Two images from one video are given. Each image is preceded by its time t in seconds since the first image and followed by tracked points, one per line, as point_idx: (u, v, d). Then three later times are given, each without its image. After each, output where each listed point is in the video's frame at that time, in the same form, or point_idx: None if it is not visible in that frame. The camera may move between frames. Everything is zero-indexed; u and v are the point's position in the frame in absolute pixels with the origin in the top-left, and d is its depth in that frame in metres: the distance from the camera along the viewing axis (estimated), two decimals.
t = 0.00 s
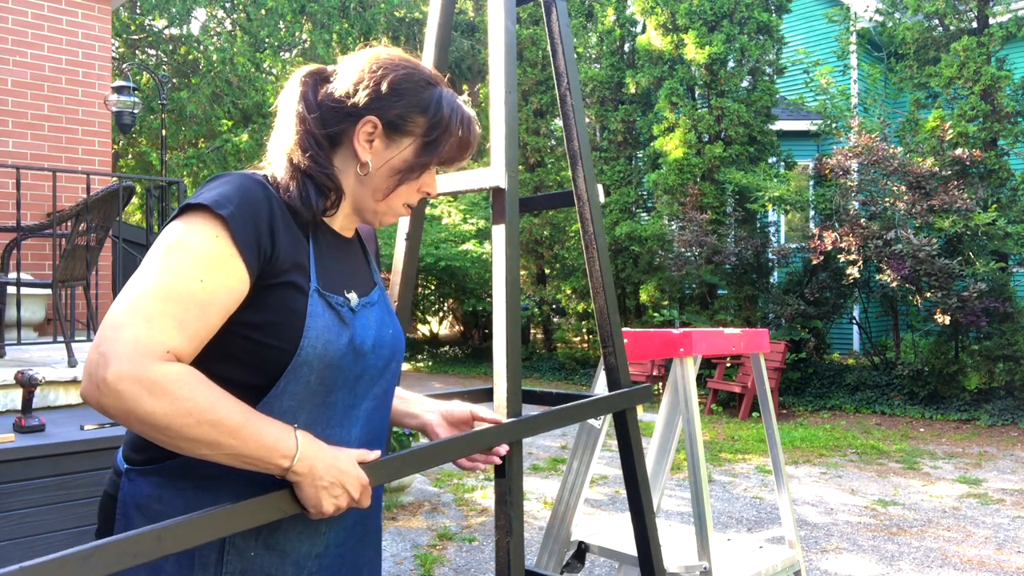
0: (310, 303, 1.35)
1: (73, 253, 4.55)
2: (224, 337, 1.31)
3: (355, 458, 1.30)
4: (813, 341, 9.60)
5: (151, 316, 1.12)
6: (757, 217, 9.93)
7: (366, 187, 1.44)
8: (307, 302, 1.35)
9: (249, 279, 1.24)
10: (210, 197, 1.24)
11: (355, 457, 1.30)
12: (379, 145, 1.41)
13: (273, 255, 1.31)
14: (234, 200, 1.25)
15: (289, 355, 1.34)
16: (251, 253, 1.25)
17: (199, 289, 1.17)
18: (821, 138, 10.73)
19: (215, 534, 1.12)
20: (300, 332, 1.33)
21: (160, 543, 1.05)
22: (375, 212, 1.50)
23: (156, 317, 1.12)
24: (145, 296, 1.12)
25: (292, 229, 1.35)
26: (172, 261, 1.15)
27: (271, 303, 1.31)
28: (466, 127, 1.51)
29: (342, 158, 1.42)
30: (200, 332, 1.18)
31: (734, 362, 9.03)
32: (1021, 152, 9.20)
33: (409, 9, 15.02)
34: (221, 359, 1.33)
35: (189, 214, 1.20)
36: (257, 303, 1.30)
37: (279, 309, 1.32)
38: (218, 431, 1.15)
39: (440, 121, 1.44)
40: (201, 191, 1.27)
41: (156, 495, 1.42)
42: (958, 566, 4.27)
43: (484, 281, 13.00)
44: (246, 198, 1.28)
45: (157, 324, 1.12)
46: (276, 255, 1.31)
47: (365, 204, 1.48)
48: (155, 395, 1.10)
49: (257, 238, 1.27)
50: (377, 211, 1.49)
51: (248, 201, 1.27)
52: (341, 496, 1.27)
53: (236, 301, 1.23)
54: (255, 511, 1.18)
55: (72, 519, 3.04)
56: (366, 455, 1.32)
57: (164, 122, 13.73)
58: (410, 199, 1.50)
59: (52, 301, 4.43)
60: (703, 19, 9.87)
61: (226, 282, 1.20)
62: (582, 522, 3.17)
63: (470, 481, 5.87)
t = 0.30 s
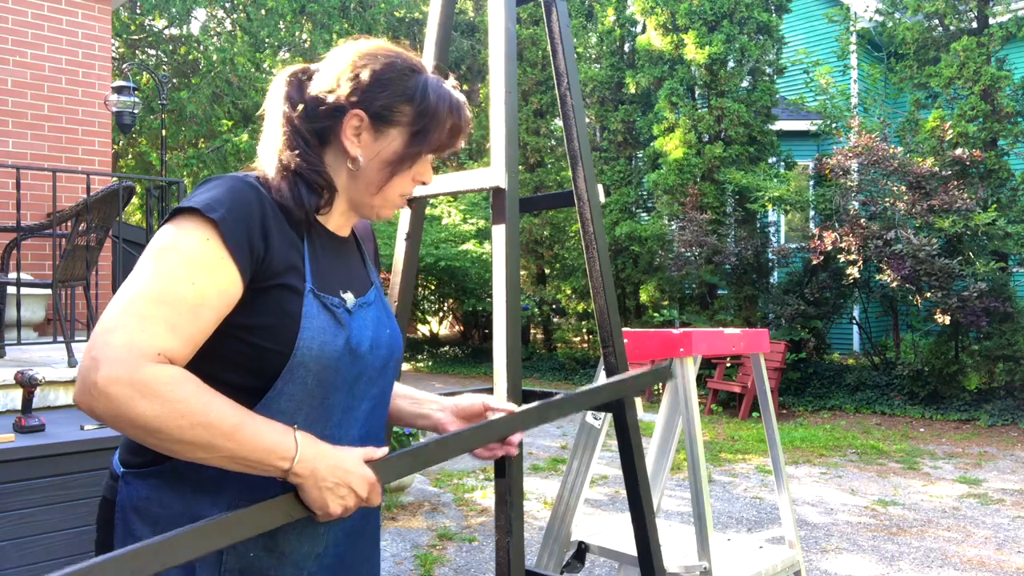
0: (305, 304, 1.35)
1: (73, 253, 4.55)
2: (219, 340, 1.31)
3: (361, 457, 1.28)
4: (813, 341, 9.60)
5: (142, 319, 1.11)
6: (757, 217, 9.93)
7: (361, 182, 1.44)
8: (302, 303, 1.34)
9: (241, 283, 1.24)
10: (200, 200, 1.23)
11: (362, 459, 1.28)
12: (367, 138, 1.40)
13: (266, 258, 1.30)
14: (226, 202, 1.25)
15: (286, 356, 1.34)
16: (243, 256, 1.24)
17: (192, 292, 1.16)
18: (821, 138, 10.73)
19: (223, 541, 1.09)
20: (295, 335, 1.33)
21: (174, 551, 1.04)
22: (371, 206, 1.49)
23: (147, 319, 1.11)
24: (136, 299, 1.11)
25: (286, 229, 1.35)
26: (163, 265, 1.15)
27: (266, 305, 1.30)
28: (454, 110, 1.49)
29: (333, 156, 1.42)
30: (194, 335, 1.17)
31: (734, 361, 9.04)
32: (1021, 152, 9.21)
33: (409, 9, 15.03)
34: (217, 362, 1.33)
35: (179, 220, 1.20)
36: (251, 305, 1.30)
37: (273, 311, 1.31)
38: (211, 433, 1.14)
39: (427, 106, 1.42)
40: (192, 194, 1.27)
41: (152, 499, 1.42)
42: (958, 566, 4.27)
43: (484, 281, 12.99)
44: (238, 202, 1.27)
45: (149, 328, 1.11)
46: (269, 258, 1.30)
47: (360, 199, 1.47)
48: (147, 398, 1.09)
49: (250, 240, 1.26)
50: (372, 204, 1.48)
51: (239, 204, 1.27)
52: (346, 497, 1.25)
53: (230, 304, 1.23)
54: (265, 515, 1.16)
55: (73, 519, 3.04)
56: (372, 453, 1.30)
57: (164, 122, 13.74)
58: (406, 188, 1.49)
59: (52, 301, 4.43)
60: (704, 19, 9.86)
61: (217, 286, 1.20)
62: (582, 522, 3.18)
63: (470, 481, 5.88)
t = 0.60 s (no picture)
0: (274, 304, 1.23)
1: (73, 253, 4.56)
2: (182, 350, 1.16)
3: (372, 427, 1.17)
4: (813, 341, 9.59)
5: (98, 339, 1.01)
6: (757, 217, 9.93)
7: (290, 157, 1.29)
8: (271, 304, 1.23)
9: (205, 288, 1.12)
10: (152, 204, 1.10)
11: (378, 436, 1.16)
12: (268, 102, 1.28)
13: (229, 259, 1.17)
14: (178, 200, 1.12)
15: (257, 362, 1.21)
16: (203, 258, 1.12)
17: (149, 305, 1.04)
18: (821, 138, 10.73)
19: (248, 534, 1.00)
20: (266, 337, 1.22)
21: (187, 557, 0.96)
22: (302, 175, 1.30)
23: (99, 338, 1.01)
24: (85, 318, 1.02)
25: (241, 225, 1.21)
26: (108, 276, 1.04)
27: (233, 310, 1.18)
28: (383, 62, 1.33)
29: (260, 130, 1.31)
30: (161, 349, 1.07)
31: (734, 362, 9.04)
32: (1021, 153, 9.21)
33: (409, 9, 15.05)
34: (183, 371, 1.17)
35: (129, 227, 1.08)
36: (215, 310, 1.16)
37: (240, 314, 1.18)
38: (192, 438, 1.05)
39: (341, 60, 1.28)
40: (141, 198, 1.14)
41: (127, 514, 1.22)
42: (958, 566, 4.27)
43: (484, 281, 12.99)
44: (190, 202, 1.13)
45: (107, 349, 1.01)
46: (232, 259, 1.18)
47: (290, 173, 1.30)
48: (112, 416, 1.01)
49: (209, 237, 1.14)
50: (301, 172, 1.30)
51: (193, 204, 1.13)
52: (362, 470, 1.13)
53: (197, 311, 1.11)
54: (279, 504, 1.05)
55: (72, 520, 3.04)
56: (384, 422, 1.19)
57: (164, 122, 13.74)
58: (344, 156, 1.30)
59: (52, 301, 4.43)
60: (704, 19, 9.86)
61: (178, 289, 1.08)
62: (582, 522, 3.17)
63: (470, 481, 5.88)
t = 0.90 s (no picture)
0: (184, 304, 1.07)
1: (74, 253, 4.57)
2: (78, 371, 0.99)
3: (320, 415, 1.06)
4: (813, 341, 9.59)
5: None
6: (757, 217, 9.91)
7: (185, 129, 1.14)
8: (181, 306, 1.07)
9: (102, 298, 0.97)
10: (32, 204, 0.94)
11: (325, 426, 1.04)
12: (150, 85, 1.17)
13: (128, 259, 1.01)
14: (57, 200, 0.95)
15: (165, 375, 1.05)
16: (94, 262, 0.96)
17: (34, 331, 0.89)
18: (821, 138, 10.74)
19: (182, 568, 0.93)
20: (175, 346, 1.05)
21: None
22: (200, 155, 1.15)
23: None
24: None
25: (140, 216, 1.05)
26: None
27: (134, 317, 1.02)
28: (281, 21, 1.23)
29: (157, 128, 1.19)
30: (55, 375, 0.92)
31: (734, 361, 9.05)
32: (1021, 153, 9.21)
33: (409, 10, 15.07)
34: (87, 395, 1.00)
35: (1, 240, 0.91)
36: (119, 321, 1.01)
37: (142, 322, 1.02)
38: (102, 470, 0.92)
39: (225, 19, 1.17)
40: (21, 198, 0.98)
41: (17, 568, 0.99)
42: (958, 566, 4.27)
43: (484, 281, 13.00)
44: (75, 197, 0.97)
45: None
46: (130, 258, 1.02)
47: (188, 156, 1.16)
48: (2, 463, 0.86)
49: (99, 239, 0.98)
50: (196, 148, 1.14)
51: (79, 198, 0.98)
52: (305, 472, 1.01)
53: (95, 325, 0.96)
54: (218, 527, 0.96)
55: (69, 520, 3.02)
56: (333, 409, 1.07)
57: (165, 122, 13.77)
58: (247, 120, 1.16)
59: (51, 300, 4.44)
60: (704, 19, 9.86)
61: (70, 305, 0.92)
62: (583, 522, 3.17)
63: (470, 481, 5.88)
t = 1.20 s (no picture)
0: (121, 308, 1.08)
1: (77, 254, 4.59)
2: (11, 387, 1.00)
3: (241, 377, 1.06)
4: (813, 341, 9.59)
5: None
6: (757, 217, 9.91)
7: (144, 111, 1.11)
8: (117, 311, 1.07)
9: (25, 310, 0.96)
10: None
11: (247, 380, 1.06)
12: (103, 57, 1.11)
13: (54, 268, 1.00)
14: None
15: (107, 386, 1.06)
16: (17, 272, 0.94)
17: None
18: (821, 138, 10.74)
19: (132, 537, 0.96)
20: (116, 355, 1.06)
21: None
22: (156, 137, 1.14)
23: None
24: None
25: (68, 216, 1.04)
26: None
27: (71, 330, 1.02)
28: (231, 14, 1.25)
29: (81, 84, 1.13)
30: None
31: (734, 362, 9.05)
32: (1021, 152, 9.21)
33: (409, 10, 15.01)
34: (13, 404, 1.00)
35: None
36: (50, 335, 1.00)
37: (86, 333, 1.03)
38: (24, 470, 0.92)
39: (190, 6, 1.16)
40: None
41: None
42: (958, 566, 4.27)
43: (484, 281, 13.00)
44: None
45: None
46: (57, 267, 1.00)
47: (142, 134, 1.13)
48: None
49: (21, 246, 0.96)
50: (159, 131, 1.13)
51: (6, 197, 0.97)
52: (235, 424, 1.01)
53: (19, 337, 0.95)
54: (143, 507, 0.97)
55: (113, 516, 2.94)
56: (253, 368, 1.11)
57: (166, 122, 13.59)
58: (207, 109, 1.17)
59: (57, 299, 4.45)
60: (704, 19, 9.86)
61: None
62: (583, 522, 3.17)
63: (470, 481, 5.88)
